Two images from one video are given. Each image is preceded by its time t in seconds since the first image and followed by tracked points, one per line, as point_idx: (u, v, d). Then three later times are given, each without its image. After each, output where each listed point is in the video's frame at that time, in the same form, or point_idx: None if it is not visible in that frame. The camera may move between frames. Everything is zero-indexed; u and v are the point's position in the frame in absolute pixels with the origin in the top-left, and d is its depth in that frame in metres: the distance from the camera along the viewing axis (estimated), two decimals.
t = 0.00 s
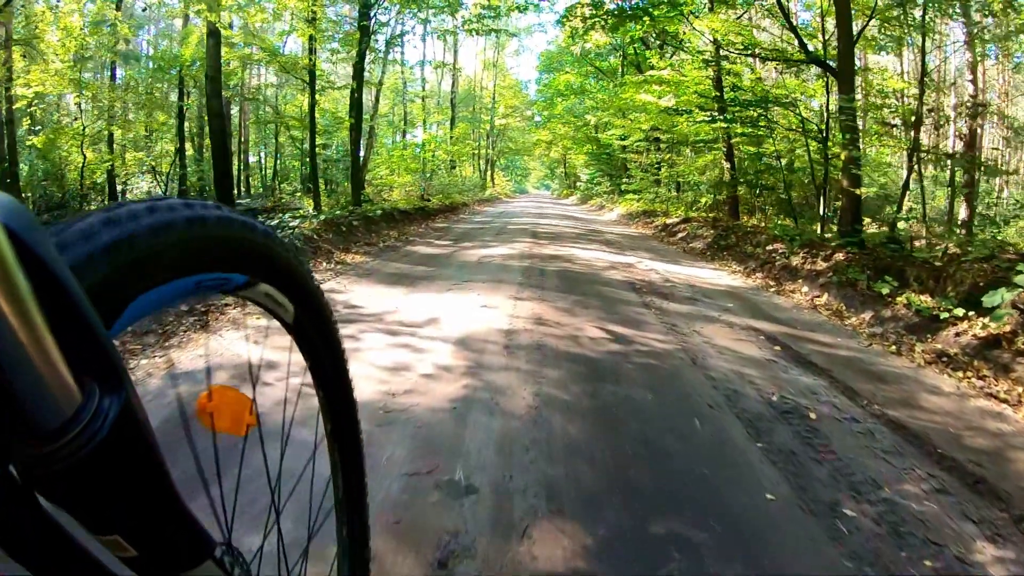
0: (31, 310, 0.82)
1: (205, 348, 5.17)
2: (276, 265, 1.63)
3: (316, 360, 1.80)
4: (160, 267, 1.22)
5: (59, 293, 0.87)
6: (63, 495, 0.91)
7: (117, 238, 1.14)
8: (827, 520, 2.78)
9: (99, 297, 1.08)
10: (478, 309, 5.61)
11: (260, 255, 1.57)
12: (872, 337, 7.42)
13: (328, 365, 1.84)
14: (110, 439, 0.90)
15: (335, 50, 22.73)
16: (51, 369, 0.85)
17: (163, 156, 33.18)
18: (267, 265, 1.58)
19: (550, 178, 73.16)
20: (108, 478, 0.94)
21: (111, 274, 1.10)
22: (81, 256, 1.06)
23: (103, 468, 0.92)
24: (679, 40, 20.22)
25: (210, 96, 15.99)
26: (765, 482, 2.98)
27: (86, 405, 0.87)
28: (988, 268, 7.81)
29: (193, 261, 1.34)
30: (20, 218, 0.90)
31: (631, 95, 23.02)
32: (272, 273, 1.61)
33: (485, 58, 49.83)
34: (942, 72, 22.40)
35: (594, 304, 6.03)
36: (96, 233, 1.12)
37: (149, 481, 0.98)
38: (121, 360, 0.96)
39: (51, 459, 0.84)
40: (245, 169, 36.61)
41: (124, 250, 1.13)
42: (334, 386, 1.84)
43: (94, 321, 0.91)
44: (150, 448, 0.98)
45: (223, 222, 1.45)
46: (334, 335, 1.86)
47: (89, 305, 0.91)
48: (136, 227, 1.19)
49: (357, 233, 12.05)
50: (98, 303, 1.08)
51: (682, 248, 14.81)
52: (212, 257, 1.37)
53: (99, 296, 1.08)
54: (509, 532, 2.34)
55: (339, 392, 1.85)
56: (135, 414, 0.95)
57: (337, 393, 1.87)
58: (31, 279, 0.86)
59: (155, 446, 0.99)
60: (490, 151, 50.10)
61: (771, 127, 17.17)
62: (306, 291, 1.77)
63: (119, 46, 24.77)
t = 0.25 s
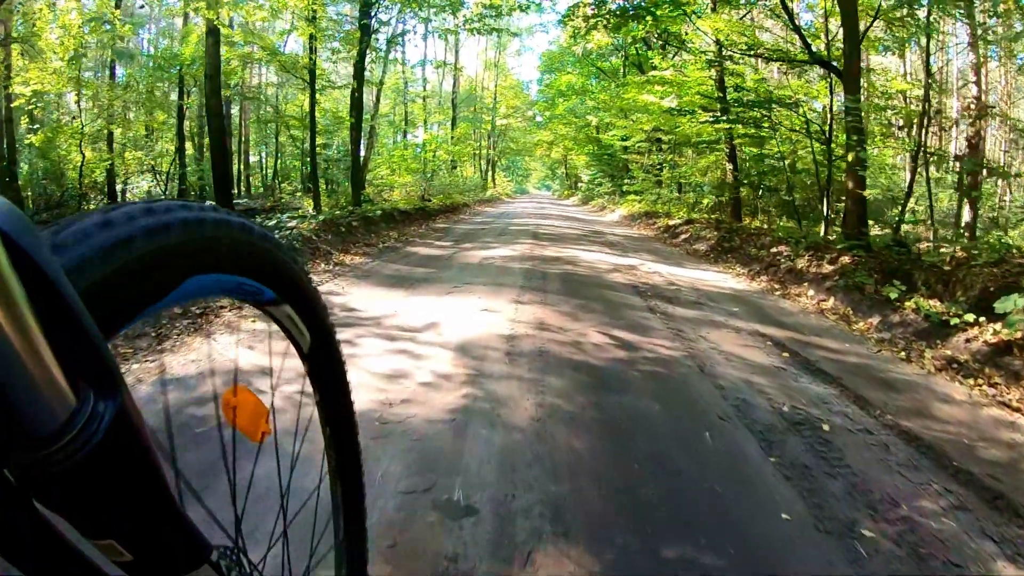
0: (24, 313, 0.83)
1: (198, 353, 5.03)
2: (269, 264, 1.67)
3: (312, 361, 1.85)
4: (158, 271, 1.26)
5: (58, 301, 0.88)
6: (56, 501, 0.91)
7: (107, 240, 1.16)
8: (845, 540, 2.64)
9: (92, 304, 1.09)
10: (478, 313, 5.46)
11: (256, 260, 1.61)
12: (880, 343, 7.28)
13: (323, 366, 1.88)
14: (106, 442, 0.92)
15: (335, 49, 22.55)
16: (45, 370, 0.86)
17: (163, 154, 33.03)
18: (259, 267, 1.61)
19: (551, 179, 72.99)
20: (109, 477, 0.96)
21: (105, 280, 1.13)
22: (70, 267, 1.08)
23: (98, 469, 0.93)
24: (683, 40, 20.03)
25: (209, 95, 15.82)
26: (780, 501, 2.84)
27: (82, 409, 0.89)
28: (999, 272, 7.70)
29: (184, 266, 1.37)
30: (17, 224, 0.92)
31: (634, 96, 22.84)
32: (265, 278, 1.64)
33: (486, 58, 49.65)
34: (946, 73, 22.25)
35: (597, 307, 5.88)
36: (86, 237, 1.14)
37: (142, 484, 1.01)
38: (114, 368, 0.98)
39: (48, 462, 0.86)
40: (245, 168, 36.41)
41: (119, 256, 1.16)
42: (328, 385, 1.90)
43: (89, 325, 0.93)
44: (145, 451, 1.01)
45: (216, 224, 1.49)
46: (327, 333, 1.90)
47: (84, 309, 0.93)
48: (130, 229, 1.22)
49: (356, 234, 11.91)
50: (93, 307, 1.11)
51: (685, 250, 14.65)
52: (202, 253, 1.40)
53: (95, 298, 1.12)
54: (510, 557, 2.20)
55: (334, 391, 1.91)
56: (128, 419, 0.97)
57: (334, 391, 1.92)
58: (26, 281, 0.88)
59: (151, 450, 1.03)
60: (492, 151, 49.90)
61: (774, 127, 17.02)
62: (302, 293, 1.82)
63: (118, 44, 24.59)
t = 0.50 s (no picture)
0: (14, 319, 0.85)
1: (191, 358, 4.92)
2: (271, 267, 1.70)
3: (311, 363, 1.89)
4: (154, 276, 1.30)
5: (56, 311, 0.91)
6: (54, 512, 0.90)
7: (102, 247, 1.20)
8: (865, 566, 2.49)
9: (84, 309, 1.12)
10: (479, 318, 5.32)
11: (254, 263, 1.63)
12: (889, 351, 7.15)
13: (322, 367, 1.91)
14: (103, 449, 0.93)
15: (337, 49, 22.44)
16: (43, 387, 0.88)
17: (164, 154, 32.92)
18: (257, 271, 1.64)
19: (554, 180, 72.86)
20: (110, 486, 0.96)
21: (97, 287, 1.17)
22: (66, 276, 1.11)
23: (96, 479, 0.94)
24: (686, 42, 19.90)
25: (209, 94, 15.69)
26: (796, 523, 2.69)
27: (76, 417, 0.90)
28: (1009, 279, 7.56)
29: (184, 274, 1.40)
30: (10, 231, 0.94)
31: (637, 98, 22.72)
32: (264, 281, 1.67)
33: (489, 60, 49.56)
34: (951, 77, 22.08)
35: (601, 312, 5.74)
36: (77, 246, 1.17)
37: (138, 491, 1.01)
38: (110, 375, 1.00)
39: (44, 472, 0.85)
40: (246, 168, 36.29)
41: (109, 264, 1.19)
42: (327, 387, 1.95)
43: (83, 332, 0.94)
44: (141, 460, 1.02)
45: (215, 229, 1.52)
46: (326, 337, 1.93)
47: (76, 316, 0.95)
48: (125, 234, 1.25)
49: (356, 235, 11.77)
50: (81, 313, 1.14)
51: (688, 254, 14.51)
52: (199, 259, 1.44)
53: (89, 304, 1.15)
54: None
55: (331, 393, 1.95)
56: (123, 427, 0.98)
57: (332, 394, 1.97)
58: (16, 288, 0.90)
59: (143, 457, 1.03)
60: (494, 152, 49.77)
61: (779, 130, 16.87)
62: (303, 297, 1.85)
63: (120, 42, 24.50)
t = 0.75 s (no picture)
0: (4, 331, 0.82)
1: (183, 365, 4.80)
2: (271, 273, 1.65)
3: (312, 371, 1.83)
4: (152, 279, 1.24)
5: (39, 313, 0.88)
6: (51, 524, 0.89)
7: (100, 248, 1.14)
8: None
9: (76, 315, 1.07)
10: (479, 323, 5.17)
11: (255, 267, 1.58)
12: (898, 357, 7.01)
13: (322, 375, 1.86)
14: (93, 455, 0.92)
15: (338, 49, 22.33)
16: (28, 392, 0.84)
17: (164, 154, 32.80)
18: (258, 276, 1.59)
19: (555, 181, 72.72)
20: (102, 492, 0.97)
21: (97, 287, 1.11)
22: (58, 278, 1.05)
23: (88, 485, 0.94)
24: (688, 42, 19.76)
25: (208, 94, 15.55)
26: (815, 546, 2.55)
27: (67, 428, 0.89)
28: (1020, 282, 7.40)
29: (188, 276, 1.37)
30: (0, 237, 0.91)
31: (638, 98, 22.58)
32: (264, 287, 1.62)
33: (490, 60, 49.46)
34: (955, 78, 21.94)
35: (604, 317, 5.59)
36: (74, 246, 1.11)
37: (132, 496, 1.01)
38: (97, 383, 1.00)
39: (34, 483, 0.82)
40: (246, 168, 36.17)
41: (111, 263, 1.14)
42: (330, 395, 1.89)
43: (70, 336, 0.94)
44: (130, 467, 1.02)
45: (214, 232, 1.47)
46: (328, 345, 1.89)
47: (62, 319, 0.93)
48: (123, 236, 1.20)
49: (355, 236, 11.63)
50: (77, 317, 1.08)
51: (691, 256, 14.35)
52: (200, 262, 1.39)
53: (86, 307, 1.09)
54: None
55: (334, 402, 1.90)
56: (113, 433, 0.98)
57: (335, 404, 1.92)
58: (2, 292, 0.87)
59: (136, 466, 1.03)
60: (495, 153, 49.64)
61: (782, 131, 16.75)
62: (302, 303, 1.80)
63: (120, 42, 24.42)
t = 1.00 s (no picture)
0: None
1: (174, 371, 4.67)
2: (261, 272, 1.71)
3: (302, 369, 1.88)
4: (147, 276, 1.28)
5: (28, 319, 0.93)
6: (46, 528, 0.92)
7: (95, 245, 1.18)
8: None
9: (71, 314, 1.11)
10: (479, 327, 5.02)
11: (245, 266, 1.63)
12: (906, 360, 6.87)
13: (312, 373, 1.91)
14: (79, 459, 0.96)
15: (337, 48, 22.13)
16: (10, 396, 0.88)
17: (162, 154, 32.62)
18: (248, 275, 1.64)
19: (554, 181, 72.51)
20: (96, 493, 1.01)
21: (93, 285, 1.14)
22: (44, 276, 1.07)
23: (79, 488, 0.98)
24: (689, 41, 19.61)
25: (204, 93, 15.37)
26: (834, 566, 2.42)
27: (52, 430, 0.93)
28: None
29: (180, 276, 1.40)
30: None
31: (639, 97, 22.41)
32: (254, 285, 1.68)
33: (490, 60, 49.28)
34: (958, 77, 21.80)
35: (607, 320, 5.44)
36: (66, 244, 1.15)
37: (122, 499, 1.06)
38: (87, 390, 1.05)
39: (22, 485, 0.86)
40: (244, 169, 35.95)
41: (105, 261, 1.17)
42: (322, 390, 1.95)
43: (60, 344, 0.98)
44: (117, 469, 1.06)
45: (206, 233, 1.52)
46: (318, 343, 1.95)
47: (48, 323, 0.97)
48: (115, 235, 1.24)
49: (353, 238, 11.47)
50: (72, 316, 1.11)
51: (693, 256, 14.20)
52: (193, 260, 1.43)
53: (82, 303, 1.12)
54: None
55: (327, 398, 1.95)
56: (99, 437, 1.02)
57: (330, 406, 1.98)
58: None
59: (122, 471, 1.07)
60: (494, 153, 49.43)
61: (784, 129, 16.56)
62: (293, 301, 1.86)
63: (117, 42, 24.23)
